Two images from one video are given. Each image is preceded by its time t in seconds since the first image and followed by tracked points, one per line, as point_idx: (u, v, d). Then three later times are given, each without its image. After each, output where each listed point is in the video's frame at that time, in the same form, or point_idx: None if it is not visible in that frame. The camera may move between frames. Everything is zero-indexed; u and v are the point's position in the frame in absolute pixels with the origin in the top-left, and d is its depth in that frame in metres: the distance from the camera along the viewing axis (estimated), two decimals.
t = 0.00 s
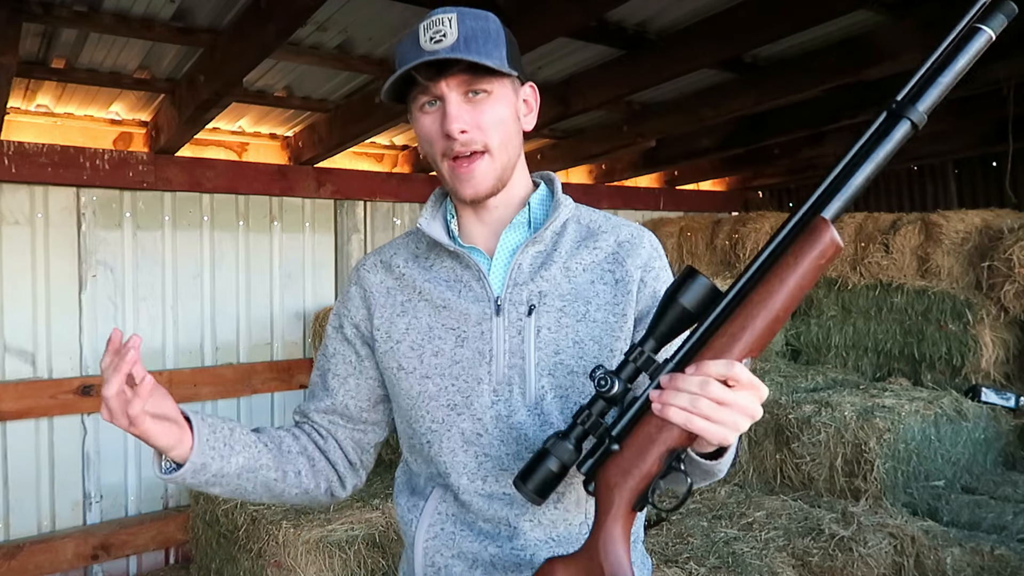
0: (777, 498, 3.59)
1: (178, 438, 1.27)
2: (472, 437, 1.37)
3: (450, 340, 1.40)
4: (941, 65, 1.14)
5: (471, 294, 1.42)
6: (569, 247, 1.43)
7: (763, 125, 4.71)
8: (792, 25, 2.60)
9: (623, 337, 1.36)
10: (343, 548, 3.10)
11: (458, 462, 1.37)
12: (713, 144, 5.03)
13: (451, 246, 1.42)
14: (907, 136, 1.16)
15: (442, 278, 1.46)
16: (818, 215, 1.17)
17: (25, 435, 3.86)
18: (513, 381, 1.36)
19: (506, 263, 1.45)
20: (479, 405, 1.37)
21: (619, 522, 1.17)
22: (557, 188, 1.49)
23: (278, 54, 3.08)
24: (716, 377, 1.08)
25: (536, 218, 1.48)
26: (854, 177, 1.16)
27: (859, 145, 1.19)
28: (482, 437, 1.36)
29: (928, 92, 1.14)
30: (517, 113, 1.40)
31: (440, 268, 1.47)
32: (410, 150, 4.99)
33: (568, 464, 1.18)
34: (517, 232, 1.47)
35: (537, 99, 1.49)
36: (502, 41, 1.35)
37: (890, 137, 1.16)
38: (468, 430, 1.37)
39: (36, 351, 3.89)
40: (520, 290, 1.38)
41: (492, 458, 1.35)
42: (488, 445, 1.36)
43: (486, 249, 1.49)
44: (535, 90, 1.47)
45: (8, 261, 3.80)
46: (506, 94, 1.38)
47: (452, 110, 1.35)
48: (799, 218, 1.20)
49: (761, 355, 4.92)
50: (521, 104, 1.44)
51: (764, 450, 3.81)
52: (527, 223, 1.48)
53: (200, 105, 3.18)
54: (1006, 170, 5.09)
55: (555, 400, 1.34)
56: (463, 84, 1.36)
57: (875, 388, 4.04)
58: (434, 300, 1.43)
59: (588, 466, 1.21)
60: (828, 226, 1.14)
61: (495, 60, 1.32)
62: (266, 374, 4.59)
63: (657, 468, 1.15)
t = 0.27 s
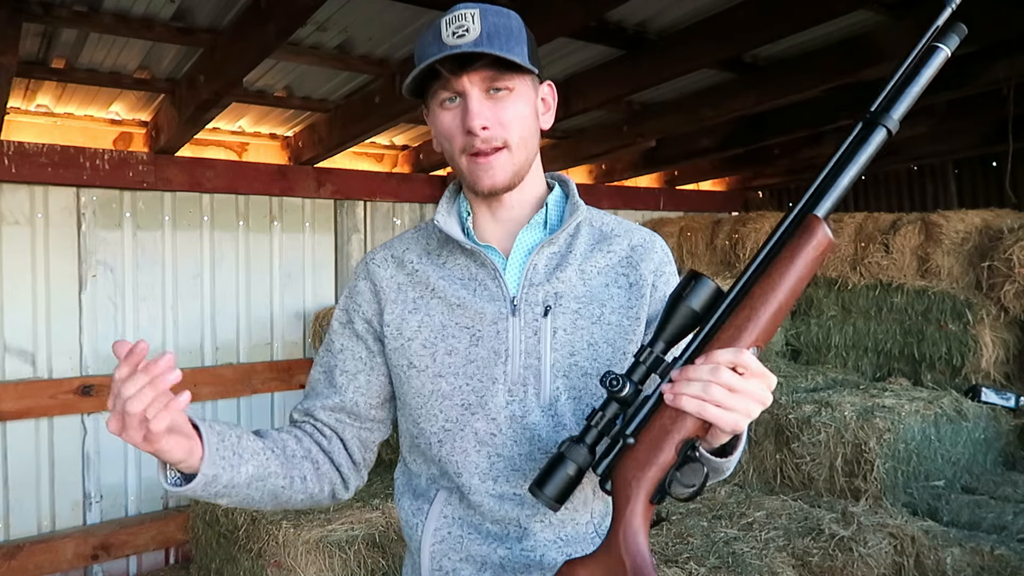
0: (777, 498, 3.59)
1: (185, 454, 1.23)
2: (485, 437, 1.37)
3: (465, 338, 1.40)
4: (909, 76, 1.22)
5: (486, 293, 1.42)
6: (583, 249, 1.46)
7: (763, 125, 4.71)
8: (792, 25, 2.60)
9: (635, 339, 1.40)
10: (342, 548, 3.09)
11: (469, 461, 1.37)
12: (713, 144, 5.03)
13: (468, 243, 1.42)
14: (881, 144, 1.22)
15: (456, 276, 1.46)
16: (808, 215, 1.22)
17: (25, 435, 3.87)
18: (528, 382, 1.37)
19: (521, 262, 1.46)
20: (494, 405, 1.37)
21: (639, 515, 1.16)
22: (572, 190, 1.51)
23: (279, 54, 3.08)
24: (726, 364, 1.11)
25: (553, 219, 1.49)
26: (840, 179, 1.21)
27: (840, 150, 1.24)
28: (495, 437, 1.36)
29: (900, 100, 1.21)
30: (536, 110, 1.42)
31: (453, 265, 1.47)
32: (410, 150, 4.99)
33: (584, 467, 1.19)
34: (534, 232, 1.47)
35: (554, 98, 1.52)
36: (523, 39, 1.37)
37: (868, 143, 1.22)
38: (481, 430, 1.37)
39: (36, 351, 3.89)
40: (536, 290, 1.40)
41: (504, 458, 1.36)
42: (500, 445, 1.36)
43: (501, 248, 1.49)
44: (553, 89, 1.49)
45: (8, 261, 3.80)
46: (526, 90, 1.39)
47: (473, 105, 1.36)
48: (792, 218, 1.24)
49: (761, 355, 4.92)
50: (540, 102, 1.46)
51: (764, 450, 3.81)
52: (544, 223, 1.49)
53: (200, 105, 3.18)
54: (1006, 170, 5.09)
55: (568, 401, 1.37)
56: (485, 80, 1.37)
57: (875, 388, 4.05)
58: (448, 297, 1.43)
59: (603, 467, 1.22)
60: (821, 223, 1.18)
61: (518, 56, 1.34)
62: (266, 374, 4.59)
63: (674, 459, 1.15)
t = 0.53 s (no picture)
0: (777, 498, 3.58)
1: (206, 267, 1.06)
2: (489, 429, 1.37)
3: (474, 329, 1.40)
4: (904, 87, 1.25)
5: (497, 288, 1.42)
6: (592, 252, 1.47)
7: (763, 124, 4.71)
8: (792, 25, 2.60)
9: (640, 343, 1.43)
10: (342, 548, 3.09)
11: (472, 452, 1.37)
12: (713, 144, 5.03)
13: (483, 238, 1.42)
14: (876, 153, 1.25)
15: (467, 271, 1.45)
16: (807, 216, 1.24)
17: (26, 435, 3.87)
18: (535, 377, 1.37)
19: (533, 261, 1.46)
20: (500, 399, 1.37)
21: (639, 495, 1.15)
22: (585, 194, 1.53)
23: (279, 54, 3.08)
24: (725, 351, 1.11)
25: (564, 220, 1.51)
26: (838, 184, 1.23)
27: (838, 156, 1.26)
28: (499, 430, 1.37)
29: (894, 112, 1.24)
30: (550, 110, 1.42)
31: (464, 260, 1.46)
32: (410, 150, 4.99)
33: (589, 459, 1.20)
34: (547, 231, 1.48)
35: (568, 100, 1.52)
36: (538, 41, 1.39)
37: (864, 151, 1.24)
38: (485, 421, 1.38)
39: (36, 351, 3.89)
40: (546, 288, 1.41)
41: (507, 452, 1.36)
42: (504, 439, 1.37)
43: (514, 246, 1.49)
44: (567, 91, 1.50)
45: (8, 261, 3.80)
46: (541, 90, 1.40)
47: (488, 103, 1.36)
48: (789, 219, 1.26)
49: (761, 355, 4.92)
50: (554, 103, 1.46)
51: (764, 450, 3.81)
52: (556, 223, 1.50)
53: (200, 105, 3.18)
54: (1006, 170, 5.09)
55: (573, 400, 1.37)
56: (500, 80, 1.37)
57: (875, 388, 4.04)
58: (459, 288, 1.43)
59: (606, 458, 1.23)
60: (819, 224, 1.21)
61: (532, 56, 1.36)
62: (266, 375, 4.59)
63: (675, 445, 1.16)
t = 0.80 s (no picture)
0: (777, 498, 3.59)
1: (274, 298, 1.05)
2: (492, 428, 1.38)
3: (482, 328, 1.40)
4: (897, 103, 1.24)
5: (506, 289, 1.42)
6: (600, 257, 1.48)
7: (763, 124, 4.71)
8: (792, 25, 2.60)
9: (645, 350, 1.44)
10: (342, 548, 3.08)
11: (474, 449, 1.37)
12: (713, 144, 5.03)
13: (495, 237, 1.42)
14: (868, 167, 1.24)
15: (477, 270, 1.45)
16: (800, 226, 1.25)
17: (26, 435, 3.87)
18: (540, 378, 1.37)
19: (542, 263, 1.47)
20: (505, 398, 1.37)
21: (635, 495, 1.15)
22: (596, 200, 1.52)
23: (279, 54, 3.08)
24: (719, 356, 1.12)
25: (576, 224, 1.51)
26: (832, 196, 1.23)
27: (832, 168, 1.26)
28: (502, 429, 1.37)
29: (885, 128, 1.24)
30: (566, 114, 1.43)
31: (475, 258, 1.46)
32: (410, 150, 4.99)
33: (586, 463, 1.21)
34: (558, 235, 1.49)
35: (584, 104, 1.52)
36: (557, 44, 1.39)
37: (856, 165, 1.24)
38: (489, 420, 1.38)
39: (36, 351, 3.89)
40: (555, 291, 1.41)
41: (509, 451, 1.37)
42: (506, 438, 1.37)
43: (525, 246, 1.50)
44: (582, 96, 1.50)
45: (8, 261, 3.80)
46: (558, 93, 1.40)
47: (506, 104, 1.36)
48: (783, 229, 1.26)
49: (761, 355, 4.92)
50: (570, 107, 1.46)
51: (764, 450, 3.81)
52: (568, 227, 1.50)
53: (200, 105, 3.18)
54: (1006, 170, 5.09)
55: (576, 402, 1.38)
56: (518, 82, 1.37)
57: (875, 388, 4.04)
58: (469, 286, 1.42)
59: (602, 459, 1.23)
60: (813, 235, 1.22)
61: (551, 59, 1.35)
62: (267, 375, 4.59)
63: (670, 446, 1.16)
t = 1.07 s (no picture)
0: (777, 498, 3.59)
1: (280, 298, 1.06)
2: (492, 427, 1.38)
3: (482, 327, 1.40)
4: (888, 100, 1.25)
5: (506, 289, 1.42)
6: (600, 257, 1.48)
7: (763, 124, 4.71)
8: (792, 25, 2.60)
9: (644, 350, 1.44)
10: (342, 548, 3.08)
11: (474, 448, 1.37)
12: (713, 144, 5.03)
13: (495, 238, 1.42)
14: (862, 163, 1.25)
15: (477, 270, 1.46)
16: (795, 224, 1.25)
17: (26, 435, 3.87)
18: (540, 378, 1.37)
19: (541, 264, 1.47)
20: (505, 397, 1.37)
21: (632, 496, 1.15)
22: (596, 201, 1.52)
23: (279, 54, 3.08)
24: (715, 355, 1.11)
25: (576, 224, 1.51)
26: (826, 193, 1.23)
27: (826, 166, 1.26)
28: (502, 428, 1.37)
29: (879, 123, 1.24)
30: (566, 116, 1.42)
31: (475, 259, 1.47)
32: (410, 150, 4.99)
33: (585, 463, 1.20)
34: (557, 235, 1.49)
35: (584, 104, 1.52)
36: (557, 46, 1.37)
37: (850, 162, 1.24)
38: (489, 419, 1.38)
39: (36, 351, 3.89)
40: (555, 290, 1.41)
41: (509, 451, 1.37)
42: (505, 437, 1.37)
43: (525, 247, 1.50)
44: (583, 96, 1.49)
45: (8, 261, 3.80)
46: (558, 96, 1.40)
47: (506, 109, 1.36)
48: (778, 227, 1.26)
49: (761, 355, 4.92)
50: (570, 108, 1.46)
51: (764, 450, 3.81)
52: (567, 227, 1.51)
53: (200, 105, 3.18)
54: (1006, 170, 5.09)
55: (576, 402, 1.38)
56: (517, 86, 1.37)
57: (875, 388, 4.04)
58: (469, 286, 1.42)
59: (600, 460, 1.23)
60: (807, 232, 1.22)
61: (551, 64, 1.34)
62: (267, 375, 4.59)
63: (667, 447, 1.16)
